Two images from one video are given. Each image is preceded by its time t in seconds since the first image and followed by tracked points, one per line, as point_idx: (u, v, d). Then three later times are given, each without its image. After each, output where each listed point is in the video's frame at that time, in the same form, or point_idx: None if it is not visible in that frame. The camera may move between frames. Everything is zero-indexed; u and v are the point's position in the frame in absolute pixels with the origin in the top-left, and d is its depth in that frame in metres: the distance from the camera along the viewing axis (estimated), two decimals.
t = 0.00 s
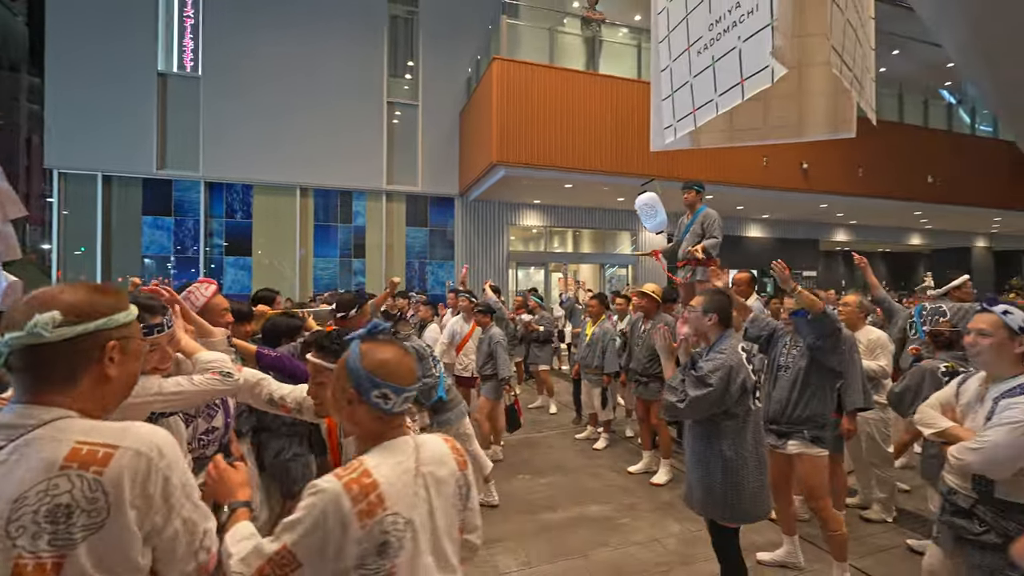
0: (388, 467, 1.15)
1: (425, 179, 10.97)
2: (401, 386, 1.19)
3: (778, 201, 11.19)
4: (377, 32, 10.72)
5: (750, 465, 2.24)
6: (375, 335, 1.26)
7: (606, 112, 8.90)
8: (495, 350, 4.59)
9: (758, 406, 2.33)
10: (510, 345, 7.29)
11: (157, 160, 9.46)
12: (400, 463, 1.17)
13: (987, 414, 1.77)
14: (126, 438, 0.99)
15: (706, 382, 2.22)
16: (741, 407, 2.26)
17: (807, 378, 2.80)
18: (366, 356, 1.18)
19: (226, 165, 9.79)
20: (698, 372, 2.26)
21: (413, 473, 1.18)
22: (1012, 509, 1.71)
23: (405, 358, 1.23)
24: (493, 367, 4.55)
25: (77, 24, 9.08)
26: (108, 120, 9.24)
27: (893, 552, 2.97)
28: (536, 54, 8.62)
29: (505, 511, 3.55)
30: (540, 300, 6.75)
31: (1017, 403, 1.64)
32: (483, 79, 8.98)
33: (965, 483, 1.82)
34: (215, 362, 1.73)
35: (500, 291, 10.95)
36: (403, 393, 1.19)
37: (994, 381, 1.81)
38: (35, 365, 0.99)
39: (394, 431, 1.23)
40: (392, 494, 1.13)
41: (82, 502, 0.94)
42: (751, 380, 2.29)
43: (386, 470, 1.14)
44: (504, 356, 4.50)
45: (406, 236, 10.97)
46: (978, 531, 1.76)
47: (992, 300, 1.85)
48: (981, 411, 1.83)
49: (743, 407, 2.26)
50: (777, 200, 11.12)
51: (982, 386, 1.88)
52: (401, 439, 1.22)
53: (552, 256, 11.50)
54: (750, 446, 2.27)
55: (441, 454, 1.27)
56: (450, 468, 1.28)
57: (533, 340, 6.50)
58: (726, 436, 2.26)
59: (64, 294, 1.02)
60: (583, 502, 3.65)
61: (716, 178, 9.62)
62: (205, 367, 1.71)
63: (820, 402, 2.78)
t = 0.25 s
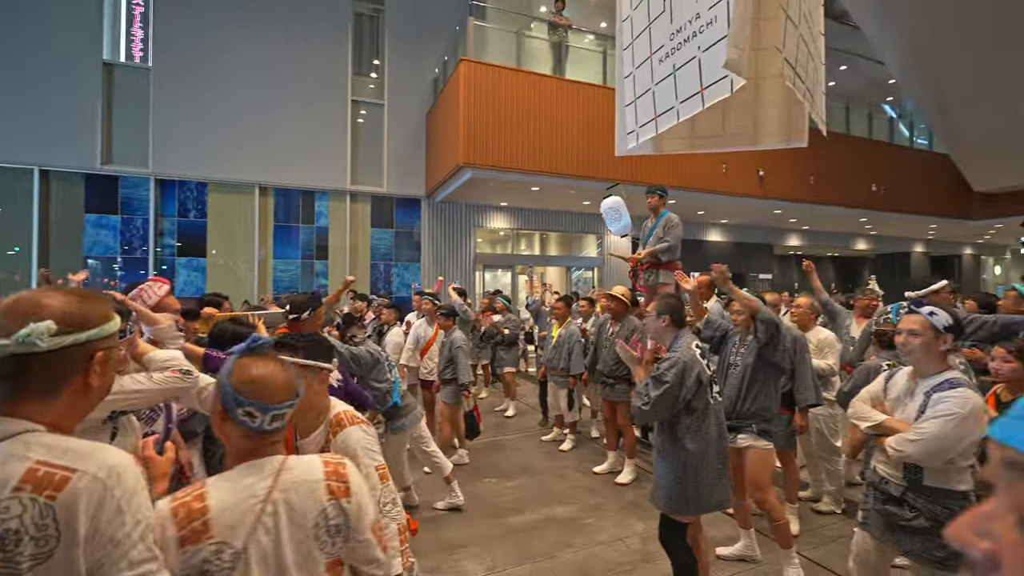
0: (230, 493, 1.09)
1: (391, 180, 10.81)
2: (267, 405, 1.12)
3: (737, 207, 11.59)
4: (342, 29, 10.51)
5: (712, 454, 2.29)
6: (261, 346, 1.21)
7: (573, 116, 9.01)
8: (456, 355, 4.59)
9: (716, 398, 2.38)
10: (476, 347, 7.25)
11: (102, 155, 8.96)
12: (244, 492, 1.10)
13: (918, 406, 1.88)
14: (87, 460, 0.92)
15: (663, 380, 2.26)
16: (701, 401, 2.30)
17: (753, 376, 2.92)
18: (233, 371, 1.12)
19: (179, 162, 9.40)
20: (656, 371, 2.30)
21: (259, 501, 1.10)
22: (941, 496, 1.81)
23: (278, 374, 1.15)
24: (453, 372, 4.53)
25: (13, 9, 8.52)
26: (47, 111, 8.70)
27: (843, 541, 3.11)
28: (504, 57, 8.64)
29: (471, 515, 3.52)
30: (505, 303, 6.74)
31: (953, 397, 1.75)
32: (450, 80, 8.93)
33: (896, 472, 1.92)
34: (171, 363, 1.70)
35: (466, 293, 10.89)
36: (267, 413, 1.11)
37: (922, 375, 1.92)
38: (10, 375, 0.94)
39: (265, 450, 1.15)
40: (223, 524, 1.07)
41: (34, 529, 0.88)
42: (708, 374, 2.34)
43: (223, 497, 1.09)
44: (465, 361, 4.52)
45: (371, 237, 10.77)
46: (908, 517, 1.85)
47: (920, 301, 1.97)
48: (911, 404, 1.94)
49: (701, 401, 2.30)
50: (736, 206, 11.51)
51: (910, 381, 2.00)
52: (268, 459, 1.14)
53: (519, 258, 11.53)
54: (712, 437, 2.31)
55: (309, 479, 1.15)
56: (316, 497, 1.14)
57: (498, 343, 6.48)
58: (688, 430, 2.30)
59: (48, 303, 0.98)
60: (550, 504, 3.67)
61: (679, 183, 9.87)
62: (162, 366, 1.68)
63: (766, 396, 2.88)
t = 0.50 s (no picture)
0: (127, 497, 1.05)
1: (348, 180, 10.57)
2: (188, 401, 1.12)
3: (690, 212, 12.00)
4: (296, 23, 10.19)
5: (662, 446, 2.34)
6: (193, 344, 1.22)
7: (533, 120, 9.09)
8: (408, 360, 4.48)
9: (671, 395, 2.44)
10: (436, 351, 7.16)
11: (29, 146, 8.33)
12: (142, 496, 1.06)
13: (839, 401, 2.00)
14: None
15: (614, 378, 2.31)
16: (652, 399, 2.35)
17: (701, 376, 3.03)
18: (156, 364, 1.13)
19: (118, 155, 8.87)
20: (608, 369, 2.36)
21: (162, 504, 1.06)
22: (864, 484, 1.92)
23: (204, 371, 1.15)
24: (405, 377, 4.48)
25: None
26: None
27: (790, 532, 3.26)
28: (464, 59, 8.62)
29: (430, 521, 3.48)
30: (464, 306, 6.68)
31: (872, 392, 1.88)
32: (409, 80, 8.83)
33: (824, 463, 2.00)
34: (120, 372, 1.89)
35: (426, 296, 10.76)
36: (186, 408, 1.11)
37: (843, 372, 2.05)
38: None
39: (183, 448, 1.13)
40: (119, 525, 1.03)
41: None
42: (658, 371, 2.40)
43: (126, 494, 1.05)
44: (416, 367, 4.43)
45: (327, 239, 10.48)
46: (835, 505, 1.94)
47: (843, 303, 2.11)
48: (833, 398, 2.05)
49: (653, 398, 2.35)
50: (689, 212, 11.92)
51: (832, 377, 2.12)
52: (184, 457, 1.12)
53: (479, 260, 11.49)
54: (665, 431, 2.36)
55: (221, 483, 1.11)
56: (225, 503, 1.10)
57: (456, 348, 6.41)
58: (641, 427, 2.35)
59: None
60: (509, 508, 3.66)
61: (636, 189, 10.12)
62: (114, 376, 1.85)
63: (712, 394, 2.99)
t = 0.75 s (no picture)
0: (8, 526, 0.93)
1: (309, 181, 10.31)
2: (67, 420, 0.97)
3: (652, 217, 12.30)
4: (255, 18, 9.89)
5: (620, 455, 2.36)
6: (76, 348, 1.04)
7: (498, 124, 9.12)
8: (364, 366, 4.44)
9: (631, 406, 2.43)
10: (400, 355, 7.07)
11: None
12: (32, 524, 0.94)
13: (784, 402, 2.09)
14: None
15: (574, 385, 2.34)
16: (610, 407, 2.38)
17: (659, 379, 3.12)
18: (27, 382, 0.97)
19: (58, 150, 8.37)
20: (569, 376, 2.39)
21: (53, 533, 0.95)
22: (807, 481, 2.02)
23: (87, 387, 0.98)
24: (361, 383, 4.46)
25: None
26: None
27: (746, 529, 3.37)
28: (430, 61, 8.57)
29: (392, 530, 3.42)
30: (430, 310, 6.62)
31: (813, 393, 1.97)
32: (373, 81, 8.71)
33: (772, 462, 2.09)
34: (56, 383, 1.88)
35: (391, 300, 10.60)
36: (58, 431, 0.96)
37: (788, 374, 2.15)
38: None
39: (68, 472, 0.99)
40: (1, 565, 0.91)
41: None
42: (620, 380, 2.42)
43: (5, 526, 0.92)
44: (372, 373, 4.43)
45: (287, 240, 10.18)
46: (782, 502, 2.04)
47: (785, 310, 2.21)
48: (779, 399, 2.14)
49: (611, 406, 2.38)
50: (651, 216, 12.21)
51: (777, 379, 2.22)
52: (73, 480, 0.99)
53: (445, 263, 11.41)
54: (621, 442, 2.37)
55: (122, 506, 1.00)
56: (130, 519, 1.00)
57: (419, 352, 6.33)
58: (597, 435, 2.38)
59: None
60: (473, 514, 3.64)
61: (600, 194, 10.29)
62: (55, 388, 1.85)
63: (670, 397, 3.08)
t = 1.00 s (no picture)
0: None
1: (282, 184, 10.09)
2: None
3: (627, 222, 12.46)
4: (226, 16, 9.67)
5: (605, 468, 2.38)
6: None
7: (475, 128, 9.12)
8: (329, 372, 4.43)
9: (612, 419, 2.44)
10: (374, 361, 6.96)
11: None
12: None
13: (752, 407, 2.13)
14: None
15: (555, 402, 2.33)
16: (593, 424, 2.38)
17: (633, 386, 3.15)
18: None
19: (13, 148, 8.02)
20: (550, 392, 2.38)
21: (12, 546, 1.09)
22: (775, 487, 2.05)
23: None
24: (326, 390, 4.44)
25: None
26: None
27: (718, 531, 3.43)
28: (406, 64, 8.51)
29: (366, 541, 3.36)
30: (405, 316, 6.54)
31: (780, 398, 2.03)
32: (348, 83, 8.59)
33: (742, 468, 2.12)
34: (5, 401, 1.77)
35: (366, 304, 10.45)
36: None
37: (755, 381, 2.20)
38: None
39: None
40: None
41: None
42: (602, 396, 2.41)
43: None
44: (338, 378, 4.39)
45: (257, 243, 9.94)
46: (753, 507, 2.07)
47: (751, 318, 2.26)
48: (748, 406, 2.18)
49: (594, 423, 2.37)
50: (626, 222, 12.37)
51: (746, 386, 2.27)
52: None
53: (422, 267, 11.30)
54: (603, 458, 2.39)
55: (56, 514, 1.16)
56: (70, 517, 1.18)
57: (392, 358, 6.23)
58: (581, 455, 2.39)
59: None
60: (448, 522, 3.60)
61: (576, 199, 10.38)
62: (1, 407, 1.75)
63: (645, 402, 3.10)
